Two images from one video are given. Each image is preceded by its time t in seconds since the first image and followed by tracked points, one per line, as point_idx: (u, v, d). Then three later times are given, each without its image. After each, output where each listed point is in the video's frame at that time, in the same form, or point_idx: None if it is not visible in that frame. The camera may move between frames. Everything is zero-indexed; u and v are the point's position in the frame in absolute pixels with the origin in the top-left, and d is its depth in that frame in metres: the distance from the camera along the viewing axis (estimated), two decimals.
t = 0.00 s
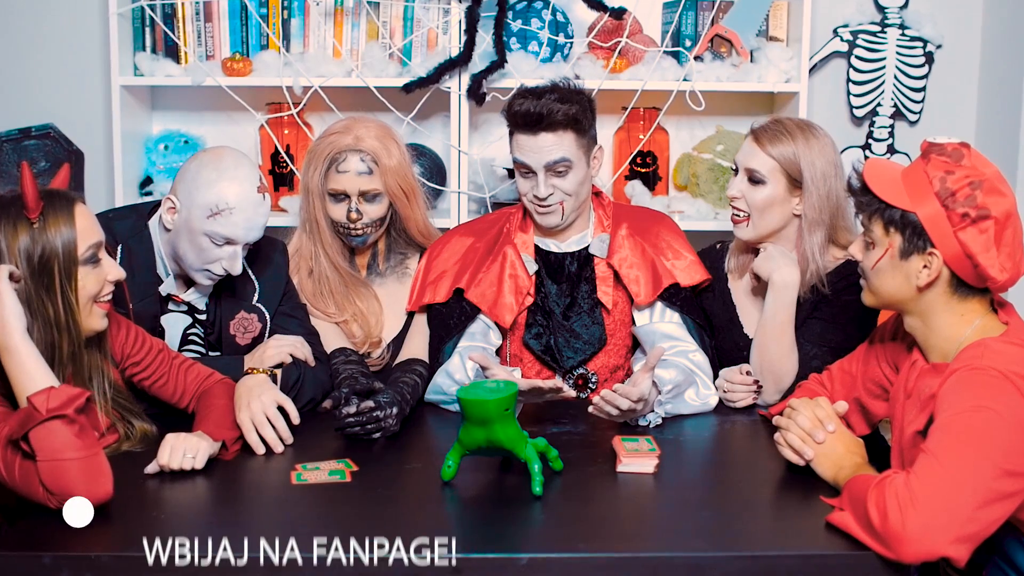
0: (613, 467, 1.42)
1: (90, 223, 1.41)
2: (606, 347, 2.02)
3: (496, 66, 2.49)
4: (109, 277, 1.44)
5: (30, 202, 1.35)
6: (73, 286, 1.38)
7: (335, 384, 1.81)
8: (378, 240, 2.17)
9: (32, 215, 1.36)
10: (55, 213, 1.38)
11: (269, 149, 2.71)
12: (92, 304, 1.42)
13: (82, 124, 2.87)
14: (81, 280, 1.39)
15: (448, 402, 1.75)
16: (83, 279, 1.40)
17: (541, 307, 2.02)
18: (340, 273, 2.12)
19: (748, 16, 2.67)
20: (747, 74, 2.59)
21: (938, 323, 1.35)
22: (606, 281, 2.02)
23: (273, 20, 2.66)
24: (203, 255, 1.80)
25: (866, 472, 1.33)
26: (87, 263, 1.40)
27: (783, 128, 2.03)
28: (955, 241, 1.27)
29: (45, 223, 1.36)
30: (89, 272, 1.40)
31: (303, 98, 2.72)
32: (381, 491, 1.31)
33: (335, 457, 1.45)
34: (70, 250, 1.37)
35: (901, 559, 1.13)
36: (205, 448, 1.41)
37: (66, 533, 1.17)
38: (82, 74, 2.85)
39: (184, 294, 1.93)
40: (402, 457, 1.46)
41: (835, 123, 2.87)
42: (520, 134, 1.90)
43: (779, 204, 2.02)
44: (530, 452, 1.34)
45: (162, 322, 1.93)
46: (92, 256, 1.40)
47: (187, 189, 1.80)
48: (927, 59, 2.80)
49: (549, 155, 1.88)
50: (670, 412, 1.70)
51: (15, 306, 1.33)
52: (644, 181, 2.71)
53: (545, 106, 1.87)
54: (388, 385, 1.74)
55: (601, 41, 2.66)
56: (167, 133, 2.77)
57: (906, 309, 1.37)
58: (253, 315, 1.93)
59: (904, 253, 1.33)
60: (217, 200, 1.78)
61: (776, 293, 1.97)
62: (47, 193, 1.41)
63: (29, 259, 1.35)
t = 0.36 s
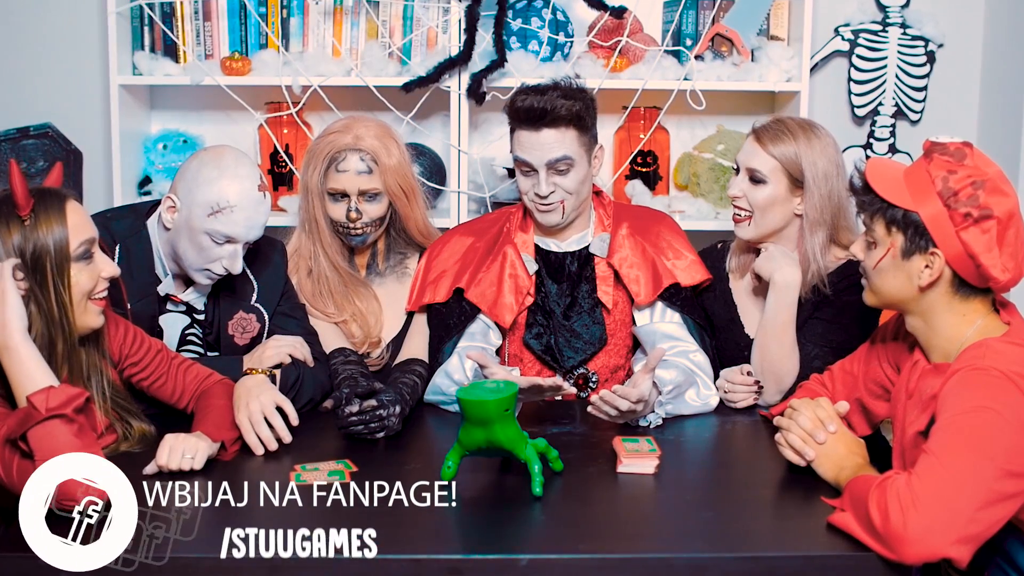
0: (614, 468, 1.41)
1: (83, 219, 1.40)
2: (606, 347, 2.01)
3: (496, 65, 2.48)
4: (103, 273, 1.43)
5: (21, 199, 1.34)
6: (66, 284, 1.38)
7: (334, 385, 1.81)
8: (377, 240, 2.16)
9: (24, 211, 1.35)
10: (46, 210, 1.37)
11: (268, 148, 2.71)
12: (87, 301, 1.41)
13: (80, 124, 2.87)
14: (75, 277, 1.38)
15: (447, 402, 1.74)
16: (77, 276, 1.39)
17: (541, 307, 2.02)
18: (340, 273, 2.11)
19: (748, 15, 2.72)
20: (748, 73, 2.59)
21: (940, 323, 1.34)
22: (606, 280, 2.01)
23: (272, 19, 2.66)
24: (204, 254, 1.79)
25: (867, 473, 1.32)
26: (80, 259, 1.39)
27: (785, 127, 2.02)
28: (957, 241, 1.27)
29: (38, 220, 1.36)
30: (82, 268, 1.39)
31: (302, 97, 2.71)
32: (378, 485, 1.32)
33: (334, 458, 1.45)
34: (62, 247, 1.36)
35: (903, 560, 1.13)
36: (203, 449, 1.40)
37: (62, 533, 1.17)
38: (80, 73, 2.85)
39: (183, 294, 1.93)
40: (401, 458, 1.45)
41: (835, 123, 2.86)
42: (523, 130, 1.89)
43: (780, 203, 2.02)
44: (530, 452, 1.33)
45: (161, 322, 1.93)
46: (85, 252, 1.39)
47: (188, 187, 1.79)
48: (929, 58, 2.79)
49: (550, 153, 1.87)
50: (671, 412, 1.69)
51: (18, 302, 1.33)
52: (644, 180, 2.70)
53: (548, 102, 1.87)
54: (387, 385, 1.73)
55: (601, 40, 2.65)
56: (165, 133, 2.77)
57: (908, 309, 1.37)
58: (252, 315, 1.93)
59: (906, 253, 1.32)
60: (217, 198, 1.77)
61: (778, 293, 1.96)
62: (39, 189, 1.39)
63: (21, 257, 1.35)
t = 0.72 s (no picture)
0: (615, 468, 1.41)
1: (81, 216, 1.39)
2: (606, 347, 2.01)
3: (496, 65, 2.47)
4: (101, 271, 1.42)
5: (20, 196, 1.33)
6: (64, 282, 1.37)
7: (334, 385, 1.80)
8: (377, 240, 2.16)
9: (22, 208, 1.34)
10: (45, 208, 1.36)
11: (267, 148, 2.71)
12: (85, 299, 1.40)
13: (79, 123, 2.86)
14: (73, 275, 1.38)
15: (446, 402, 1.74)
16: (75, 274, 1.38)
17: (541, 307, 2.01)
18: (339, 273, 2.11)
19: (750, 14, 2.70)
20: (749, 72, 2.58)
21: (942, 324, 1.33)
22: (606, 281, 2.01)
23: (271, 18, 2.65)
24: (204, 253, 1.79)
25: (869, 474, 1.32)
26: (78, 257, 1.38)
27: (786, 127, 2.02)
28: (958, 242, 1.26)
29: (37, 218, 1.35)
30: (80, 266, 1.38)
31: (302, 95, 2.70)
32: (378, 481, 1.32)
33: (335, 459, 1.44)
34: (60, 245, 1.36)
35: (903, 561, 1.12)
36: (202, 449, 1.39)
37: (62, 533, 1.17)
38: (79, 72, 2.84)
39: (182, 294, 1.92)
40: (401, 458, 1.44)
41: (836, 122, 2.86)
42: (522, 127, 1.88)
43: (781, 203, 2.01)
44: (530, 453, 1.32)
45: (160, 322, 1.93)
46: (83, 251, 1.38)
47: (188, 186, 1.79)
48: (930, 57, 2.78)
49: (548, 153, 1.87)
50: (670, 412, 1.69)
51: (33, 297, 1.33)
52: (645, 180, 2.70)
53: (548, 100, 1.87)
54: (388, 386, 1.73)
55: (601, 39, 2.64)
56: (164, 132, 2.77)
57: (909, 310, 1.36)
58: (251, 315, 1.92)
59: (907, 254, 1.31)
60: (218, 197, 1.76)
61: (779, 292, 1.95)
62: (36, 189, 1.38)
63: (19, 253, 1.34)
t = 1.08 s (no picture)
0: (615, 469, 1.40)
1: (77, 216, 1.38)
2: (606, 349, 2.00)
3: (496, 64, 2.47)
4: (98, 272, 1.41)
5: (16, 197, 1.31)
6: (61, 282, 1.35)
7: (333, 385, 1.80)
8: (376, 240, 2.15)
9: (18, 209, 1.32)
10: (42, 209, 1.34)
11: (266, 147, 2.70)
12: (81, 299, 1.39)
13: (77, 123, 2.85)
14: (69, 275, 1.36)
15: (445, 403, 1.73)
16: (71, 274, 1.37)
17: (541, 308, 2.01)
18: (339, 273, 2.10)
19: (749, 14, 2.65)
20: (750, 72, 2.58)
21: (943, 325, 1.33)
22: (606, 281, 2.00)
23: (270, 17, 2.64)
24: (206, 252, 1.78)
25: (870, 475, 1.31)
26: (74, 258, 1.37)
27: (788, 126, 2.01)
28: (958, 244, 1.25)
29: (32, 219, 1.33)
30: (76, 266, 1.37)
31: (301, 94, 2.69)
32: (378, 481, 1.32)
33: (333, 459, 1.44)
34: (56, 246, 1.34)
35: (903, 562, 1.12)
36: (201, 450, 1.39)
37: (63, 533, 1.17)
38: (78, 72, 2.84)
39: (182, 293, 1.92)
40: (401, 459, 1.44)
41: (837, 121, 2.85)
42: (522, 126, 1.88)
43: (782, 203, 2.01)
44: (530, 454, 1.32)
45: (159, 321, 1.92)
46: (79, 251, 1.37)
47: (188, 185, 1.78)
48: (932, 57, 2.78)
49: (547, 155, 1.86)
50: (666, 408, 1.68)
51: (51, 292, 1.31)
52: (645, 179, 2.69)
53: (550, 99, 1.86)
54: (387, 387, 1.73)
55: (602, 38, 2.64)
56: (163, 132, 2.76)
57: (911, 311, 1.35)
58: (250, 315, 1.91)
59: (908, 257, 1.31)
60: (219, 196, 1.76)
61: (781, 292, 1.94)
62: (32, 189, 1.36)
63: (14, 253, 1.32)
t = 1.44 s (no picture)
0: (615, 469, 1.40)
1: (83, 221, 1.37)
2: (605, 350, 2.00)
3: (496, 63, 2.46)
4: (101, 277, 1.39)
5: (22, 200, 1.30)
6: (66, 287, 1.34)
7: (332, 386, 1.79)
8: (376, 240, 2.14)
9: (24, 213, 1.31)
10: (48, 211, 1.33)
11: (265, 147, 2.69)
12: (84, 305, 1.38)
13: (75, 122, 2.85)
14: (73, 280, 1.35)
15: (445, 403, 1.73)
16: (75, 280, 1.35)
17: (540, 309, 2.00)
18: (338, 274, 2.10)
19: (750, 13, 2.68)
20: (751, 71, 2.57)
21: (944, 325, 1.32)
22: (606, 282, 1.99)
23: (269, 16, 2.64)
24: (209, 249, 1.78)
25: (871, 476, 1.31)
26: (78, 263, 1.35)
27: (785, 128, 2.01)
28: (960, 244, 1.25)
29: (38, 223, 1.32)
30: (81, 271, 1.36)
31: (300, 94, 2.69)
32: (378, 481, 1.32)
33: (333, 460, 1.43)
34: (61, 250, 1.33)
35: (905, 563, 1.11)
36: (200, 450, 1.38)
37: (63, 533, 1.17)
38: (76, 71, 2.83)
39: (183, 291, 1.92)
40: (401, 460, 1.43)
41: (839, 121, 2.84)
42: (515, 126, 1.89)
43: (780, 204, 2.00)
44: (530, 454, 1.31)
45: (159, 320, 1.91)
46: (84, 256, 1.36)
47: (193, 181, 1.77)
48: (933, 56, 2.77)
49: (534, 155, 1.87)
50: (666, 410, 1.68)
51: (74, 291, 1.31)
52: (646, 179, 2.68)
53: (539, 100, 1.87)
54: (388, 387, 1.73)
55: (602, 37, 2.63)
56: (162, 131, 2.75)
57: (912, 312, 1.35)
58: (251, 313, 1.91)
59: (909, 257, 1.30)
60: (223, 194, 1.75)
61: (782, 293, 1.94)
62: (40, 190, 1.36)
63: (19, 257, 1.31)
